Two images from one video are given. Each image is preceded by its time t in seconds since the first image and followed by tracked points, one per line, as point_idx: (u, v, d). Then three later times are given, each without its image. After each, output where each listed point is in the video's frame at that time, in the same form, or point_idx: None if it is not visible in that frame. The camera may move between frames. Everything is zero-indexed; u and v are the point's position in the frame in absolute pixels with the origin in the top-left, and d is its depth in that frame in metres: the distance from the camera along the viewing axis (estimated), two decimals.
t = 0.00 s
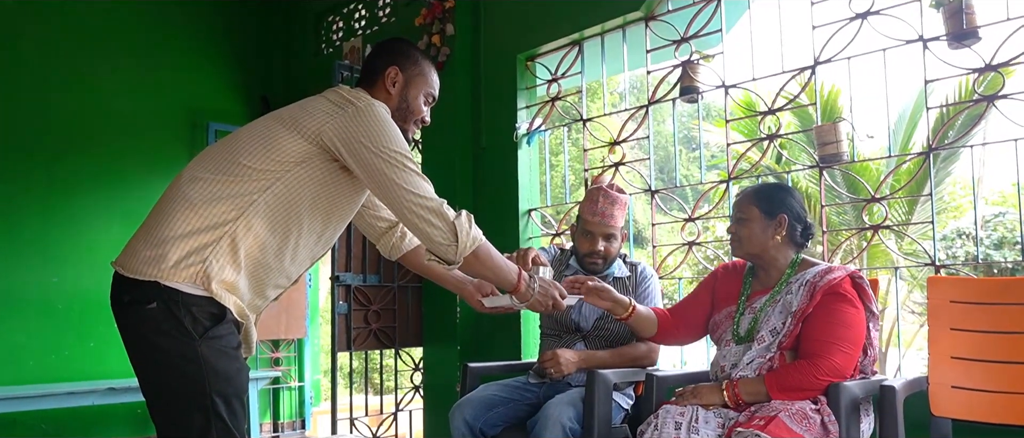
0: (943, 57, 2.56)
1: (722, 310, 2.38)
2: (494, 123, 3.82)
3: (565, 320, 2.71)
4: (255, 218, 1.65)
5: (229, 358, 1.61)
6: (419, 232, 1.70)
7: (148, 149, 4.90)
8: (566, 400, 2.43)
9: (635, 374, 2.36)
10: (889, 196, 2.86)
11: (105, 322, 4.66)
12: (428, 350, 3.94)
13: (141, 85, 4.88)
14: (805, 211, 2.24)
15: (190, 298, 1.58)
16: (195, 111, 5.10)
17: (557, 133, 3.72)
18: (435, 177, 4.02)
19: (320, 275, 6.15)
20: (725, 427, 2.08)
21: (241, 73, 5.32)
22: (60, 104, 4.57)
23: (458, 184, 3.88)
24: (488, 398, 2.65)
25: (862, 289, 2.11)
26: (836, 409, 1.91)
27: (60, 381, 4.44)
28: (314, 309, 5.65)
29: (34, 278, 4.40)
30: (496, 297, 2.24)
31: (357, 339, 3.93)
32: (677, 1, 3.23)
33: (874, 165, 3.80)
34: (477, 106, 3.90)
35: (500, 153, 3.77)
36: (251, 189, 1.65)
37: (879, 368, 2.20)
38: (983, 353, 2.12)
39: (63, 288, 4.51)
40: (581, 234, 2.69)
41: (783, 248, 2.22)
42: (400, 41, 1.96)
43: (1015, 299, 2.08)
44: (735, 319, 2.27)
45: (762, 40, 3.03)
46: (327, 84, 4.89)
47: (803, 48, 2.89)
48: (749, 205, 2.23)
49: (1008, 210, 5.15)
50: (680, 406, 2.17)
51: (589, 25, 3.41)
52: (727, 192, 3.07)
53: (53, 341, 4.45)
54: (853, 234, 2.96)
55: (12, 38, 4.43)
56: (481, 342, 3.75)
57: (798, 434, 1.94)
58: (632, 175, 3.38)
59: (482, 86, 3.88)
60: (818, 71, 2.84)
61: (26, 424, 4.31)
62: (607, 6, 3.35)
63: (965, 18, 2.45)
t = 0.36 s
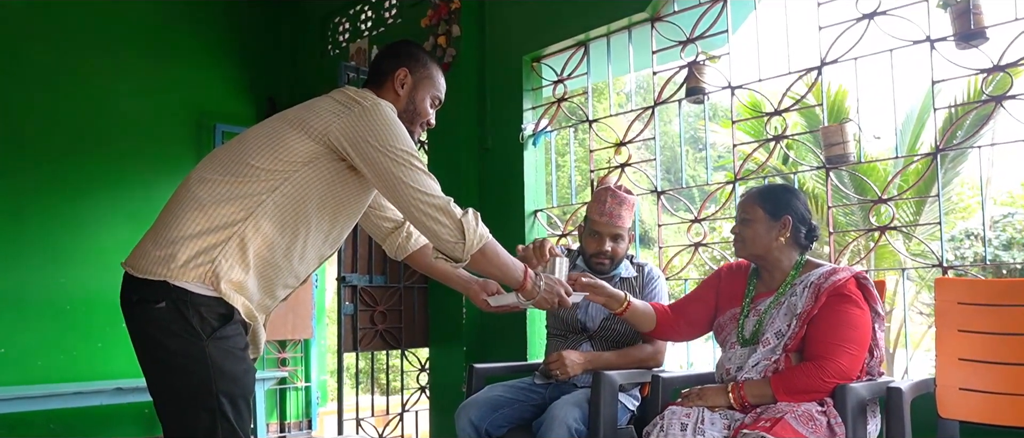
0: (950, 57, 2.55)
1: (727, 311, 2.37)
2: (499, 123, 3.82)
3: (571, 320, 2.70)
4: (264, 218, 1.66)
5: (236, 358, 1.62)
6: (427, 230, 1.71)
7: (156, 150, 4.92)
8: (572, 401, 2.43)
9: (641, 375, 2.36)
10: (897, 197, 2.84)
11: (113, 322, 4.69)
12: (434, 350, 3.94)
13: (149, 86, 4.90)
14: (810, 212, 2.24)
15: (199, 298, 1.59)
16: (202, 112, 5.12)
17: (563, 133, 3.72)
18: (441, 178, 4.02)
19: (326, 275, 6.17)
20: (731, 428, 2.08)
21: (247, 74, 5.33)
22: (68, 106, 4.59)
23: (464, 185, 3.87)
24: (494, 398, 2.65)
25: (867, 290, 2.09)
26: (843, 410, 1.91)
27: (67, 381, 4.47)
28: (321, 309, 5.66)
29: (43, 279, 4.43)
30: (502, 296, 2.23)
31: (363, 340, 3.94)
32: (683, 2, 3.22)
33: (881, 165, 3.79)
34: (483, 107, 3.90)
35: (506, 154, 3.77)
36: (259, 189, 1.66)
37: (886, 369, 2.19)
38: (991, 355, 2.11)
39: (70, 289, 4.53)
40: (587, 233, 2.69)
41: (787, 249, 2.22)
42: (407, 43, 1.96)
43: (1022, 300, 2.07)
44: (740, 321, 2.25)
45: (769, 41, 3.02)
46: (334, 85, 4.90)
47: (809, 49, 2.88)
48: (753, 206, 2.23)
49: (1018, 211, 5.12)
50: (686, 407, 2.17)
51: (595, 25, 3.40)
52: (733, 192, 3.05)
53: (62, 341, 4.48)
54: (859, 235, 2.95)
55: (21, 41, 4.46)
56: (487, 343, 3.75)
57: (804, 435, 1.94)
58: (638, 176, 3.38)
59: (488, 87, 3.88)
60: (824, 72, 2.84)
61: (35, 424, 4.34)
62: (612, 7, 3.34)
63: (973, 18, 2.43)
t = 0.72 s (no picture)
0: (976, 49, 2.49)
1: (745, 307, 2.35)
2: (517, 119, 3.81)
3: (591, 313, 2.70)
4: (284, 210, 1.66)
5: (256, 351, 1.63)
6: (445, 223, 1.70)
7: (176, 147, 4.96)
8: (590, 397, 2.42)
9: (660, 371, 2.34)
10: (920, 192, 2.80)
11: (134, 318, 4.74)
12: (451, 347, 3.94)
13: (169, 84, 4.94)
14: (829, 207, 2.21)
15: (220, 290, 1.60)
16: (222, 110, 5.16)
17: (581, 129, 3.71)
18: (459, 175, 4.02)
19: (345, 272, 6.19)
20: (751, 424, 2.06)
21: (266, 72, 5.37)
22: (90, 103, 4.65)
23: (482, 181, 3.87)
24: (511, 395, 2.64)
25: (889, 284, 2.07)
26: (866, 407, 1.88)
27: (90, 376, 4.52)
28: (339, 306, 5.69)
29: (65, 275, 4.49)
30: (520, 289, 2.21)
31: (381, 336, 3.95)
32: None
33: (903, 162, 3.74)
34: (501, 103, 3.89)
35: (524, 150, 3.76)
36: (280, 181, 1.66)
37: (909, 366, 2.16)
38: (1017, 352, 2.08)
39: (93, 284, 4.59)
40: (609, 226, 2.67)
41: (805, 244, 2.19)
42: (426, 37, 1.96)
43: None
44: (758, 317, 2.24)
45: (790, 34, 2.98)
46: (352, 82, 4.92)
47: (831, 42, 2.84)
48: (771, 200, 2.21)
49: None
50: (706, 404, 2.14)
51: (613, 20, 3.39)
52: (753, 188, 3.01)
53: (85, 336, 4.53)
54: (881, 231, 2.91)
55: (45, 40, 4.53)
56: (505, 339, 3.75)
57: (827, 433, 1.90)
58: (657, 171, 3.35)
59: (506, 83, 3.87)
60: (846, 65, 2.80)
61: (59, 418, 4.40)
62: (630, 1, 3.32)
63: (1000, 9, 2.43)
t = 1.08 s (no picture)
0: (987, 50, 2.49)
1: (757, 309, 2.36)
2: (528, 121, 3.82)
3: (604, 312, 2.71)
4: (299, 213, 1.68)
5: (271, 352, 1.64)
6: (458, 225, 1.72)
7: (188, 150, 4.99)
8: (600, 399, 2.43)
9: (670, 373, 2.35)
10: (931, 194, 2.79)
11: (146, 319, 4.77)
12: (461, 348, 3.95)
13: (181, 87, 4.98)
14: (841, 209, 2.21)
15: (237, 291, 1.61)
16: (233, 112, 5.19)
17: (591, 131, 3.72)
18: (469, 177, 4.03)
19: (355, 274, 6.22)
20: (761, 426, 2.06)
21: (278, 75, 5.40)
22: (103, 106, 4.69)
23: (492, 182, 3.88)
24: (522, 396, 2.65)
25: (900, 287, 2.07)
26: (876, 410, 1.88)
27: (102, 377, 4.56)
28: (349, 307, 5.72)
29: (78, 276, 4.53)
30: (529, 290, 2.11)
31: (392, 338, 3.97)
32: None
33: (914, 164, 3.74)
34: (511, 105, 3.91)
35: (534, 151, 3.77)
36: (295, 184, 1.68)
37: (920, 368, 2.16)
38: None
39: (107, 286, 4.63)
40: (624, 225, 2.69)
41: (817, 246, 2.19)
42: (438, 41, 1.98)
43: None
44: (770, 318, 2.25)
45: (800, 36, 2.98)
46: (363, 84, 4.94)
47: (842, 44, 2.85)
48: (783, 202, 2.21)
49: None
50: (716, 405, 2.14)
51: (623, 22, 3.39)
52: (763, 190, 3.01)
53: (97, 337, 4.57)
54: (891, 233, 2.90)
55: (59, 43, 4.58)
56: (515, 341, 3.76)
57: (837, 435, 1.90)
58: (666, 173, 3.36)
59: (516, 85, 3.89)
60: (857, 67, 2.80)
61: (72, 418, 4.44)
62: (640, 4, 3.33)
63: (1013, 10, 2.41)
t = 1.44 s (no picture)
0: (998, 50, 2.48)
1: (773, 307, 2.36)
2: (537, 122, 3.83)
3: (615, 309, 2.72)
4: (313, 214, 1.69)
5: (285, 352, 1.66)
6: (469, 225, 1.73)
7: (199, 150, 5.02)
8: (608, 399, 2.43)
9: (679, 373, 2.35)
10: (941, 195, 2.77)
11: (156, 318, 4.80)
12: (470, 348, 3.96)
13: (193, 88, 5.01)
14: (861, 210, 2.20)
15: (252, 291, 1.63)
16: (244, 112, 5.22)
17: (600, 132, 3.72)
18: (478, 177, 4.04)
19: (364, 274, 6.25)
20: (770, 427, 2.04)
21: (288, 76, 5.42)
22: (114, 106, 4.73)
23: (501, 182, 3.89)
24: (531, 396, 2.66)
25: (916, 291, 2.04)
26: (886, 411, 1.88)
27: (113, 375, 4.59)
28: (359, 307, 5.74)
29: (90, 276, 4.57)
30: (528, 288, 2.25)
31: (401, 337, 3.98)
32: None
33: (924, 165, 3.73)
34: (521, 105, 3.91)
35: (543, 152, 3.78)
36: (309, 185, 1.69)
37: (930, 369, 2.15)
38: None
39: (118, 285, 4.66)
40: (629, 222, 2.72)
41: (835, 246, 2.19)
42: (449, 43, 1.98)
43: None
44: (784, 315, 2.24)
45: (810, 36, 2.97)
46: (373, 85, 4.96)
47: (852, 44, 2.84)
48: (802, 201, 2.20)
49: None
50: (724, 406, 2.12)
51: (632, 23, 3.40)
52: (772, 192, 3.02)
53: (108, 336, 4.60)
54: (902, 234, 2.88)
55: (72, 44, 4.62)
56: (524, 341, 3.76)
57: (846, 436, 1.88)
58: (676, 173, 3.36)
59: (525, 85, 3.90)
60: (867, 67, 2.79)
61: (83, 416, 4.48)
62: (649, 4, 3.33)
63: None
